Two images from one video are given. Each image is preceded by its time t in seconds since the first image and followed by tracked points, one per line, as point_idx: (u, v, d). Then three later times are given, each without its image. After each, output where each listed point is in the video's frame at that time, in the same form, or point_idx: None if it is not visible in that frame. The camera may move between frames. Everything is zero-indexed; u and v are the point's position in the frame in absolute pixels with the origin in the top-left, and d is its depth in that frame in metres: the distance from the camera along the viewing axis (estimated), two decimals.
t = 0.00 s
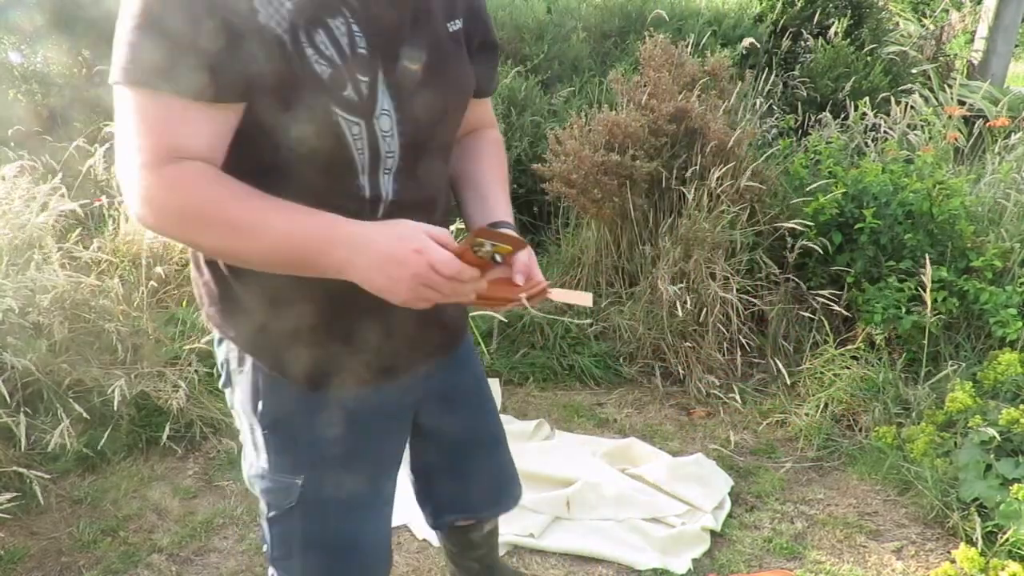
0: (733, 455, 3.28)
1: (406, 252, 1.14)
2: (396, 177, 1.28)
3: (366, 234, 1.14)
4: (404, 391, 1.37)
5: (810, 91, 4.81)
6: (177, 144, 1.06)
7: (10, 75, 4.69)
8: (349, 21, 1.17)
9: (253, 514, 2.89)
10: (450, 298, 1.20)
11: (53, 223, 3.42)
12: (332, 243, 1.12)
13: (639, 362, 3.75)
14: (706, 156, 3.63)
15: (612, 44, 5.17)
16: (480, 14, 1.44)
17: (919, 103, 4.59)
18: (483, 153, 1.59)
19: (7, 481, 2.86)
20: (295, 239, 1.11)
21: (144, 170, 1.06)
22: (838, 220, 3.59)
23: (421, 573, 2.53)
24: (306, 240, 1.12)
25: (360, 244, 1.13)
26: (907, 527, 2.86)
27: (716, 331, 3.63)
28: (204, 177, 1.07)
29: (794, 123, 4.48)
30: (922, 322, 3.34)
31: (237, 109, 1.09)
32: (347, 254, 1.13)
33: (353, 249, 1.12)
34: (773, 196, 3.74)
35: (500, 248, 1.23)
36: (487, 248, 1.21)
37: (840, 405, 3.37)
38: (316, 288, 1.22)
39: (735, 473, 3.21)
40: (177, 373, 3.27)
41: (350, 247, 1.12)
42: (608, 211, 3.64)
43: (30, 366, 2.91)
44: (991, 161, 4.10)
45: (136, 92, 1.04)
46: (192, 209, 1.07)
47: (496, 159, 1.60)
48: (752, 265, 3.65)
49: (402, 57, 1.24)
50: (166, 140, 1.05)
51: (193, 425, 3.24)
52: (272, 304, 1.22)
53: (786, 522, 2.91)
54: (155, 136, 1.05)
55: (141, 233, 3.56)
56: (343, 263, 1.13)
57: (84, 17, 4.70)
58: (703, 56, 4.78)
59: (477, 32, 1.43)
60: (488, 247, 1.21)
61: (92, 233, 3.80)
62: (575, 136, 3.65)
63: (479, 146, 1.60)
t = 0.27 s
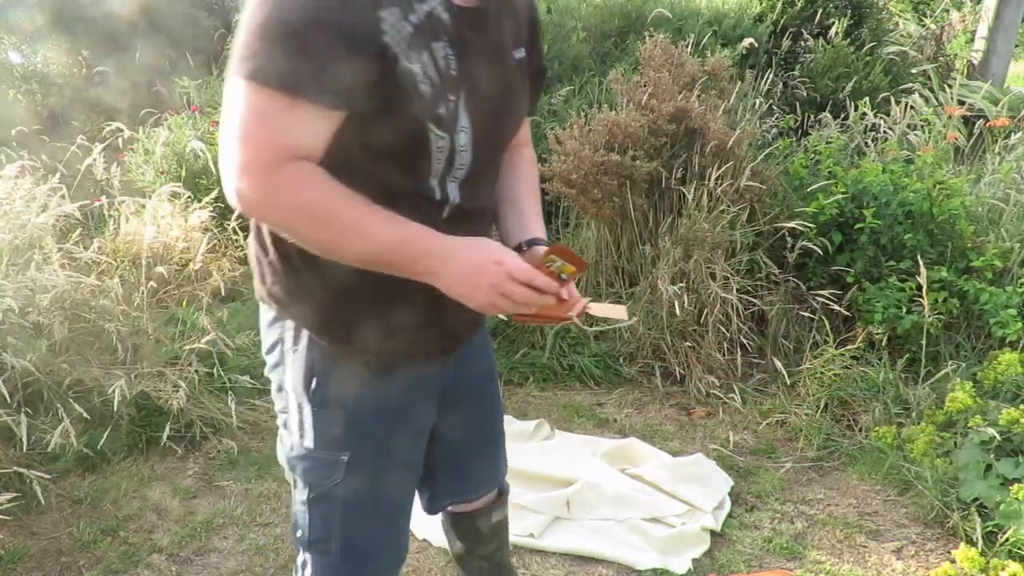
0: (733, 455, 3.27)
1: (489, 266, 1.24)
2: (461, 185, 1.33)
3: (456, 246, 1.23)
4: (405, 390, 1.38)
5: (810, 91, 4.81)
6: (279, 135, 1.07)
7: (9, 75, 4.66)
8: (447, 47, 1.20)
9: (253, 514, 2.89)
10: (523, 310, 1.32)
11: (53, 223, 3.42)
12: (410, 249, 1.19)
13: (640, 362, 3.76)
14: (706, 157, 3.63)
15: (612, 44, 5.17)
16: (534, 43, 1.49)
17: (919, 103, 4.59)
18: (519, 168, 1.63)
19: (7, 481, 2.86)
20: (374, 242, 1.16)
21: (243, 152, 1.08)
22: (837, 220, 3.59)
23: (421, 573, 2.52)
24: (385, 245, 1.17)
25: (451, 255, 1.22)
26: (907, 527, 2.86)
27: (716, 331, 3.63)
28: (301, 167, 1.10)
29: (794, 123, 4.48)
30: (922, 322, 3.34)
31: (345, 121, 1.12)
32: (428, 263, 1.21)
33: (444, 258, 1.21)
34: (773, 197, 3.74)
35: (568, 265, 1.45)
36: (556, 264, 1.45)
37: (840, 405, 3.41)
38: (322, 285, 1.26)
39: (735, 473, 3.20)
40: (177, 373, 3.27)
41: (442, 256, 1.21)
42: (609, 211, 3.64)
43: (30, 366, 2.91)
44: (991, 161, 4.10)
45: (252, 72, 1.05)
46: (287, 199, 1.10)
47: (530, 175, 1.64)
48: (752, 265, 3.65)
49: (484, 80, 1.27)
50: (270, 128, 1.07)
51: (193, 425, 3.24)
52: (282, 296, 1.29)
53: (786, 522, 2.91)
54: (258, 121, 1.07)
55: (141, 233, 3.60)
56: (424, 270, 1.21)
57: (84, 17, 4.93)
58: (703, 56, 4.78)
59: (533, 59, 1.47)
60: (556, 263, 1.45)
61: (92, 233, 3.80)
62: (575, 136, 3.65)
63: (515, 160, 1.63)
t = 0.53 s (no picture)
0: (733, 455, 3.27)
1: (571, 278, 1.34)
2: (513, 197, 1.40)
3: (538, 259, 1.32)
4: (420, 385, 1.47)
5: (810, 91, 4.81)
6: (400, 133, 1.12)
7: (9, 75, 4.63)
8: (534, 79, 1.24)
9: (253, 514, 2.89)
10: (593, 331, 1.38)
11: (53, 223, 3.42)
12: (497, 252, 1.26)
13: (640, 362, 3.76)
14: (706, 157, 3.63)
15: (612, 44, 5.17)
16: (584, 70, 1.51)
17: (919, 103, 4.59)
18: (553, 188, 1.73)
19: (7, 481, 2.86)
20: (463, 244, 1.23)
21: (367, 147, 1.14)
22: (838, 220, 3.59)
23: (421, 573, 2.52)
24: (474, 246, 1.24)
25: (534, 264, 1.31)
26: (907, 527, 2.86)
27: (716, 330, 3.63)
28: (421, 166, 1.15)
29: (794, 123, 4.48)
30: (921, 322, 3.34)
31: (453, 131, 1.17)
32: (509, 266, 1.28)
33: (528, 266, 1.30)
34: (773, 197, 3.74)
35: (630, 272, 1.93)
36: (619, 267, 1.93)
37: (840, 406, 3.43)
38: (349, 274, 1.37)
39: (735, 473, 3.20)
40: (177, 373, 3.27)
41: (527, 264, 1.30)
42: (609, 211, 3.64)
43: (30, 366, 2.91)
44: (991, 161, 4.10)
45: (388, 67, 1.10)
46: (401, 196, 1.16)
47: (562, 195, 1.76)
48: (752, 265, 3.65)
49: (554, 112, 1.34)
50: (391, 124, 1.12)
51: (193, 425, 3.24)
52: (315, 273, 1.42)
53: (786, 522, 2.91)
54: (382, 118, 1.12)
55: (141, 234, 3.62)
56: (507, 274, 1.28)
57: (84, 16, 4.96)
58: (703, 56, 4.78)
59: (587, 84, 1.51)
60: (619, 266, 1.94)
61: (92, 233, 3.80)
62: (575, 136, 3.65)
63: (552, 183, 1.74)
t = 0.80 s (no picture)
0: (733, 455, 3.27)
1: (596, 294, 1.54)
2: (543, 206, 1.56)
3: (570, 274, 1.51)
4: (438, 373, 1.61)
5: (810, 91, 4.81)
6: (485, 144, 1.25)
7: (9, 75, 4.63)
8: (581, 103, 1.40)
9: (253, 515, 2.89)
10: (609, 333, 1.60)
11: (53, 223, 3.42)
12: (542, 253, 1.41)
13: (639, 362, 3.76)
14: (706, 157, 3.63)
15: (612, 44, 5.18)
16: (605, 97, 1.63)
17: (919, 103, 4.60)
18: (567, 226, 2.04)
19: (7, 481, 2.86)
20: (518, 246, 1.38)
21: (457, 150, 1.26)
22: (837, 220, 3.59)
23: (421, 573, 2.52)
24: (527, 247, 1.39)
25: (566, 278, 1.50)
26: (907, 527, 2.86)
27: (716, 330, 3.63)
28: (498, 175, 1.28)
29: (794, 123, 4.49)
30: (920, 322, 3.35)
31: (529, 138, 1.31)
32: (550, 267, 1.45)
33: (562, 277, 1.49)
34: (773, 197, 3.75)
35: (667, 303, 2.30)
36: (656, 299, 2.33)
37: (840, 405, 3.43)
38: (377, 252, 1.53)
39: (735, 473, 3.20)
40: (177, 373, 3.27)
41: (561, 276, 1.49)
42: (609, 211, 3.64)
43: (30, 366, 2.91)
44: (991, 161, 4.10)
45: (480, 83, 1.22)
46: (481, 201, 1.29)
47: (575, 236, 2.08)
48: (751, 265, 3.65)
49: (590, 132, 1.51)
50: (475, 136, 1.25)
51: (193, 425, 3.24)
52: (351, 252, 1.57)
53: (786, 522, 2.91)
54: (470, 129, 1.24)
55: (141, 234, 3.62)
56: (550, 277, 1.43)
57: (84, 16, 4.95)
58: (703, 56, 4.78)
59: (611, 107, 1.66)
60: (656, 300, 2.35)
61: (93, 233, 3.80)
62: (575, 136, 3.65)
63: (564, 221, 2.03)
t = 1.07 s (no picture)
0: (733, 455, 3.27)
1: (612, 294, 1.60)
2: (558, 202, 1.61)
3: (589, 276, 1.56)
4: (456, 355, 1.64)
5: (810, 91, 4.81)
6: (529, 144, 1.31)
7: (10, 75, 4.64)
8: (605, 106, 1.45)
9: (253, 515, 2.88)
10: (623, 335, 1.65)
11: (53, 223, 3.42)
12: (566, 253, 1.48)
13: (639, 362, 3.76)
14: (707, 157, 3.64)
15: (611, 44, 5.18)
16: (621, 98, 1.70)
17: (919, 103, 4.60)
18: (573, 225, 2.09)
19: (7, 481, 2.85)
20: (549, 246, 1.43)
21: (498, 147, 1.31)
22: (837, 220, 3.59)
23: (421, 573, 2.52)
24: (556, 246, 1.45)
25: (587, 279, 1.55)
26: (907, 527, 2.86)
27: (716, 330, 3.63)
28: (541, 178, 1.34)
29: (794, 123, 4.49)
30: (919, 323, 3.36)
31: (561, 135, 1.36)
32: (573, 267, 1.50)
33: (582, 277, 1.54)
34: (774, 196, 3.75)
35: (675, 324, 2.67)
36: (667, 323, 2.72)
37: (840, 405, 3.43)
38: (391, 243, 1.56)
39: (735, 473, 3.20)
40: (177, 374, 3.27)
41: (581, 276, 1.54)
42: (609, 211, 3.64)
43: (30, 366, 2.91)
44: (991, 161, 4.10)
45: (534, 86, 1.28)
46: (522, 196, 1.34)
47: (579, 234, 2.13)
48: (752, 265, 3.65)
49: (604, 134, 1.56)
50: (523, 137, 1.30)
51: (193, 425, 3.24)
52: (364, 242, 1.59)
53: (786, 522, 2.91)
54: (516, 129, 1.29)
55: (140, 234, 3.62)
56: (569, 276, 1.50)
57: (84, 16, 4.94)
58: (703, 56, 4.78)
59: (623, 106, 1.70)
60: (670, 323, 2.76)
61: (93, 233, 3.81)
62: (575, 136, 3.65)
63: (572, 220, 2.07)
